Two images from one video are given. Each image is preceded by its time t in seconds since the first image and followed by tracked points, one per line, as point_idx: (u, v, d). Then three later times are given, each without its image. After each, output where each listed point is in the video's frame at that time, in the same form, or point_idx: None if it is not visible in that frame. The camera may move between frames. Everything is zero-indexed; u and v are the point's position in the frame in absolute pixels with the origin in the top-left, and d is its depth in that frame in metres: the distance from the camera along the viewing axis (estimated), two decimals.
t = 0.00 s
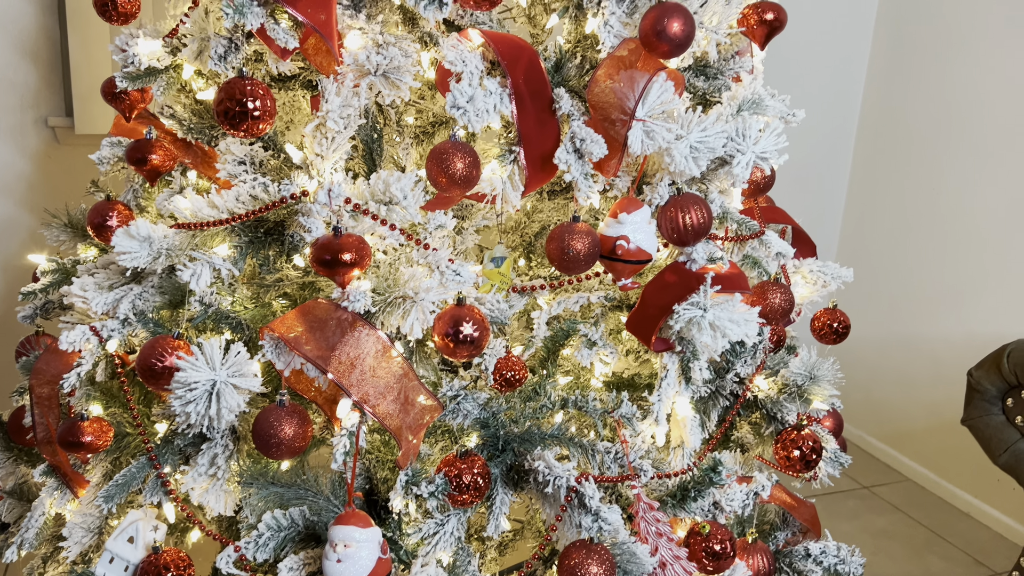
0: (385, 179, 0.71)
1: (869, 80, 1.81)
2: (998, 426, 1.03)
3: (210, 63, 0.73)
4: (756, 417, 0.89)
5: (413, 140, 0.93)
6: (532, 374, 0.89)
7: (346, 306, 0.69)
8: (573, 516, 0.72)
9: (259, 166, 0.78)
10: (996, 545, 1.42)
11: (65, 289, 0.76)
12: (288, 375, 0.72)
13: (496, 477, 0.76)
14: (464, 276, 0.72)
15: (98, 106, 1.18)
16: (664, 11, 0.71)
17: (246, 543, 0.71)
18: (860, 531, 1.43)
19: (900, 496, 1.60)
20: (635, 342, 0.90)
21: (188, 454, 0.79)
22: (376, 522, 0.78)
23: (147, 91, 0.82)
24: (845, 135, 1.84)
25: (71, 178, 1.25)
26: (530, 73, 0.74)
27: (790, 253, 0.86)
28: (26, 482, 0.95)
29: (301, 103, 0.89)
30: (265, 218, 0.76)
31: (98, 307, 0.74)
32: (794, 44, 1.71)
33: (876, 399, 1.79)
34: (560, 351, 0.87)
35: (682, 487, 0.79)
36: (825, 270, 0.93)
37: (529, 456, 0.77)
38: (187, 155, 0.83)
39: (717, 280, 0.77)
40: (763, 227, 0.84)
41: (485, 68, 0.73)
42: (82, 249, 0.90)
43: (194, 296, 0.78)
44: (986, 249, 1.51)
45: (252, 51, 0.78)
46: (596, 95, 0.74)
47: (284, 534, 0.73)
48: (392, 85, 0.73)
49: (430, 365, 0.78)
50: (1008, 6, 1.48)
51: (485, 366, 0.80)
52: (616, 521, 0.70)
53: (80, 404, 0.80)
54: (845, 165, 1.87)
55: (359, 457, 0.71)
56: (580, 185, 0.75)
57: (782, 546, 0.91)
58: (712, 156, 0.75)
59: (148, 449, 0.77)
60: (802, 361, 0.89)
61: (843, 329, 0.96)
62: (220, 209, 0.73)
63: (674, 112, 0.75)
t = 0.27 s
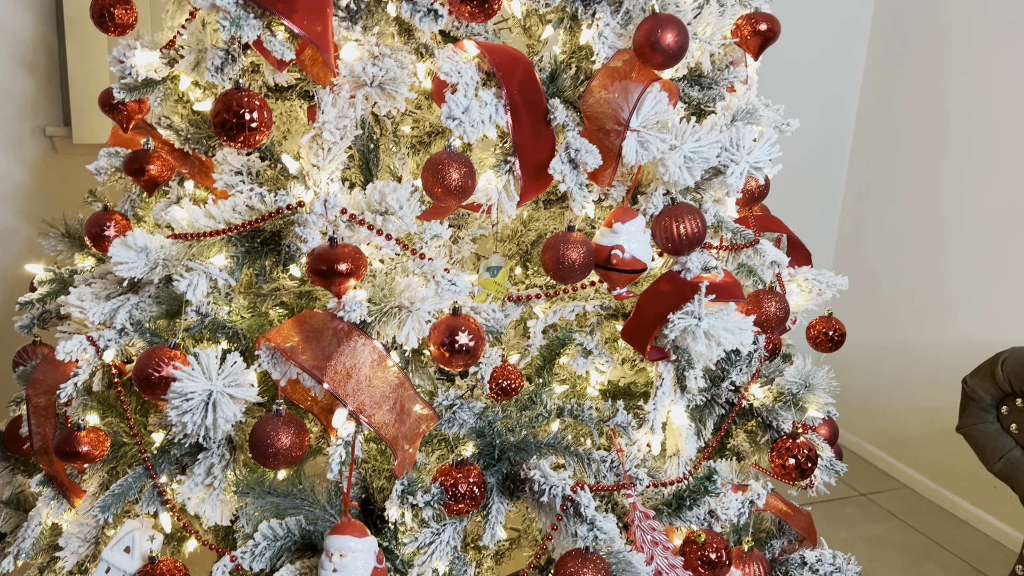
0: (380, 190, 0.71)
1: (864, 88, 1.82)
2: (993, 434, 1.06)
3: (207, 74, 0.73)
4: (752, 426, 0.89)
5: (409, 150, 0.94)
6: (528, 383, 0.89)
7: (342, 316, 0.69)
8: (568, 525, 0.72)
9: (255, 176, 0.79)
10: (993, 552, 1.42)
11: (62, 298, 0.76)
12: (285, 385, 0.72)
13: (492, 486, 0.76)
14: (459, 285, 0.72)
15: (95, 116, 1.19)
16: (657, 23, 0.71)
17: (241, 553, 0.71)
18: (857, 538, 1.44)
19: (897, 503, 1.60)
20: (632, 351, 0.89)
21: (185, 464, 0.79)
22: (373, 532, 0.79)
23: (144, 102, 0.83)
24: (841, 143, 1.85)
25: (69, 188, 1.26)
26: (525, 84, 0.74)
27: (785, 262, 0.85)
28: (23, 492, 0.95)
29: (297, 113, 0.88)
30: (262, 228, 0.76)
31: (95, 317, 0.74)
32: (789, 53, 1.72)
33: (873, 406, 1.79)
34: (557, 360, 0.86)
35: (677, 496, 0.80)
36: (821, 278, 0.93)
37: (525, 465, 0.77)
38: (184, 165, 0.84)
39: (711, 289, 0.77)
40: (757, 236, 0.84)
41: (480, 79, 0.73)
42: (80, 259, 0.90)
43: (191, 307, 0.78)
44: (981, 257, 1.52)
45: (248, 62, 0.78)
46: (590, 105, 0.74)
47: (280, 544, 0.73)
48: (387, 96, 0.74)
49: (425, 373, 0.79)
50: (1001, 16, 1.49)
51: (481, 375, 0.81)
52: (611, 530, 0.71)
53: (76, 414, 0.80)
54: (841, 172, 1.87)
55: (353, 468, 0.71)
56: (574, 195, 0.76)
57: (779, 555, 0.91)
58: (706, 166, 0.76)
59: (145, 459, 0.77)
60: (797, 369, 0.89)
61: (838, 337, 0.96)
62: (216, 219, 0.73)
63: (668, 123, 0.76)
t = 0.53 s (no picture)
0: (377, 201, 0.71)
1: (860, 95, 1.83)
2: (989, 442, 1.06)
3: (204, 87, 0.73)
4: (748, 434, 0.90)
5: (406, 160, 0.94)
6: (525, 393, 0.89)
7: (338, 327, 0.69)
8: (564, 535, 0.73)
9: (253, 187, 0.79)
10: (991, 559, 1.42)
11: (59, 309, 0.76)
12: (281, 396, 0.72)
13: (489, 496, 0.76)
14: (455, 296, 0.72)
15: (94, 126, 1.19)
16: (652, 35, 0.72)
17: (238, 564, 0.71)
18: (855, 545, 1.44)
19: (896, 510, 1.60)
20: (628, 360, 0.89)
21: (182, 474, 0.79)
22: (369, 542, 0.79)
23: (142, 113, 0.83)
24: (838, 150, 1.86)
25: (67, 197, 1.26)
26: (520, 95, 0.75)
27: (780, 270, 0.87)
28: (20, 502, 0.95)
29: (295, 123, 0.89)
30: (259, 239, 0.76)
31: (93, 328, 0.74)
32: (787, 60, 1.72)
33: (871, 413, 1.79)
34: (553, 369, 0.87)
35: (673, 506, 0.80)
36: (816, 287, 0.94)
37: (522, 474, 0.77)
38: (182, 175, 0.84)
39: (707, 298, 0.77)
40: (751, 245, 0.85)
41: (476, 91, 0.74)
42: (77, 269, 0.91)
43: (189, 317, 0.76)
44: (978, 264, 1.52)
45: (246, 75, 0.79)
46: (586, 117, 0.75)
47: (278, 554, 0.73)
48: (384, 108, 0.74)
49: (421, 384, 0.79)
50: (995, 24, 1.50)
51: (477, 384, 0.81)
52: (607, 540, 0.71)
53: (74, 425, 0.79)
54: (838, 180, 1.88)
55: (350, 478, 0.71)
56: (570, 206, 0.76)
57: (776, 564, 0.91)
58: (701, 177, 0.76)
59: (142, 470, 0.77)
60: (793, 378, 0.89)
61: (834, 345, 0.97)
62: (214, 230, 0.74)
63: (664, 133, 0.76)
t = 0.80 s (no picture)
0: (374, 212, 0.72)
1: (856, 103, 1.84)
2: (985, 450, 1.07)
3: (202, 99, 0.74)
4: (745, 444, 0.90)
5: (403, 171, 0.95)
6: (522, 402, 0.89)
7: (335, 338, 0.70)
8: (561, 545, 0.73)
9: (251, 198, 0.79)
10: (989, 567, 1.42)
11: (58, 320, 0.77)
12: (278, 407, 0.72)
13: (486, 506, 0.76)
14: (452, 307, 0.73)
15: (94, 136, 1.20)
16: (647, 47, 0.72)
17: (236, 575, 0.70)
18: (853, 553, 1.43)
19: (894, 518, 1.60)
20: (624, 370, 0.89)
21: (180, 484, 0.80)
22: (366, 553, 0.78)
23: (140, 125, 0.84)
24: (835, 157, 1.87)
25: (66, 207, 1.27)
26: (516, 107, 0.75)
27: (776, 280, 0.86)
28: (19, 512, 0.95)
29: (293, 134, 0.90)
30: (256, 250, 0.76)
31: (91, 339, 0.75)
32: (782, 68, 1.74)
33: (869, 420, 1.79)
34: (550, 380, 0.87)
35: (669, 515, 0.81)
36: (813, 296, 0.94)
37: (518, 484, 0.77)
38: (180, 186, 0.85)
39: (703, 308, 0.78)
40: (747, 255, 0.86)
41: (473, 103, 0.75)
42: (76, 280, 0.91)
43: (187, 328, 0.77)
44: (974, 271, 1.52)
45: (244, 87, 0.79)
46: (581, 128, 0.75)
47: (275, 565, 0.72)
48: (381, 120, 0.74)
49: (418, 395, 0.79)
50: (989, 32, 1.50)
51: (474, 395, 0.81)
52: (603, 550, 0.71)
53: (72, 436, 0.80)
54: (835, 187, 1.89)
55: (347, 489, 0.72)
56: (566, 217, 0.77)
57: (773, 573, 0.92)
58: (696, 188, 0.77)
59: (140, 481, 0.77)
60: (789, 388, 0.90)
61: (831, 354, 0.97)
62: (211, 242, 0.74)
63: (659, 145, 0.76)
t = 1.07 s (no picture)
0: (371, 224, 0.72)
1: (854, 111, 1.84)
2: (982, 460, 1.07)
3: (201, 111, 0.74)
4: (743, 453, 0.90)
5: (402, 181, 0.95)
6: (520, 412, 0.89)
7: (333, 349, 0.70)
8: (558, 556, 0.73)
9: (250, 210, 0.80)
10: None
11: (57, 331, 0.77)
12: (276, 418, 0.72)
13: (483, 517, 0.76)
14: (449, 318, 0.72)
15: (94, 146, 1.21)
16: (643, 60, 0.72)
17: None
18: (853, 563, 1.43)
19: (893, 527, 1.60)
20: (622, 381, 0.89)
21: (178, 495, 0.80)
22: (364, 564, 0.79)
23: (139, 137, 0.85)
24: (834, 165, 1.86)
25: (66, 216, 1.27)
26: (513, 119, 0.76)
27: (774, 290, 0.87)
28: (18, 522, 0.95)
29: (292, 145, 0.91)
30: (254, 261, 0.77)
31: (91, 349, 0.75)
32: (778, 77, 1.75)
33: (868, 428, 1.79)
34: (548, 389, 0.88)
35: (666, 526, 0.79)
36: (810, 306, 0.95)
37: (515, 495, 0.78)
38: (179, 197, 0.85)
39: (700, 319, 0.78)
40: (745, 266, 0.86)
41: (470, 115, 0.75)
42: (76, 290, 0.92)
43: (184, 339, 0.78)
44: (972, 281, 1.52)
45: (242, 99, 0.80)
46: (578, 140, 0.76)
47: None
48: (379, 132, 0.75)
49: (415, 405, 0.80)
50: (986, 42, 1.50)
51: (472, 405, 0.81)
52: (600, 562, 0.71)
53: (70, 446, 0.81)
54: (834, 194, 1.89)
55: (343, 501, 0.71)
56: (563, 228, 0.77)
57: None
58: (693, 199, 0.77)
59: (138, 491, 0.78)
60: (787, 398, 0.90)
61: (828, 364, 0.97)
62: (210, 253, 0.74)
63: (655, 156, 0.77)
